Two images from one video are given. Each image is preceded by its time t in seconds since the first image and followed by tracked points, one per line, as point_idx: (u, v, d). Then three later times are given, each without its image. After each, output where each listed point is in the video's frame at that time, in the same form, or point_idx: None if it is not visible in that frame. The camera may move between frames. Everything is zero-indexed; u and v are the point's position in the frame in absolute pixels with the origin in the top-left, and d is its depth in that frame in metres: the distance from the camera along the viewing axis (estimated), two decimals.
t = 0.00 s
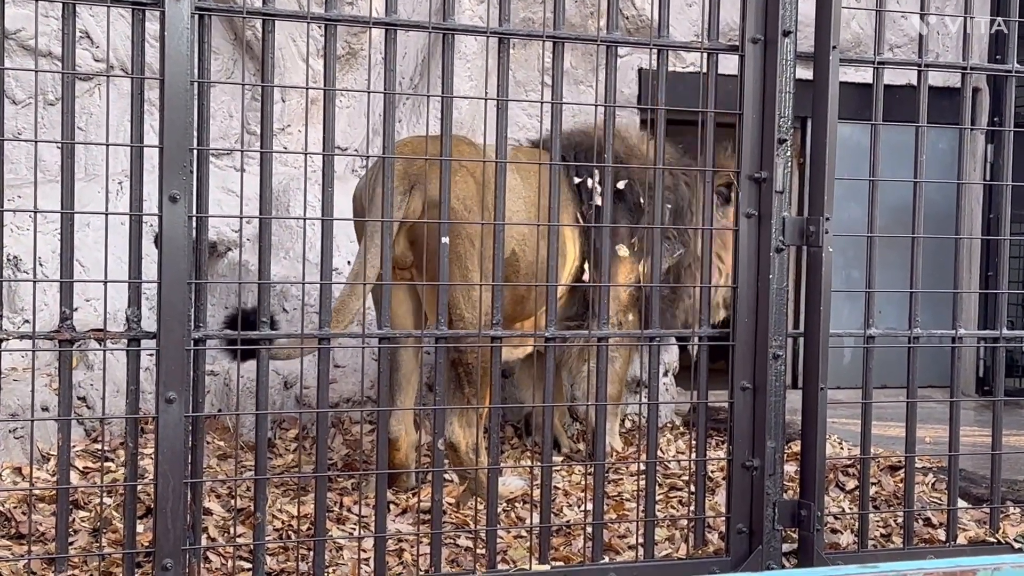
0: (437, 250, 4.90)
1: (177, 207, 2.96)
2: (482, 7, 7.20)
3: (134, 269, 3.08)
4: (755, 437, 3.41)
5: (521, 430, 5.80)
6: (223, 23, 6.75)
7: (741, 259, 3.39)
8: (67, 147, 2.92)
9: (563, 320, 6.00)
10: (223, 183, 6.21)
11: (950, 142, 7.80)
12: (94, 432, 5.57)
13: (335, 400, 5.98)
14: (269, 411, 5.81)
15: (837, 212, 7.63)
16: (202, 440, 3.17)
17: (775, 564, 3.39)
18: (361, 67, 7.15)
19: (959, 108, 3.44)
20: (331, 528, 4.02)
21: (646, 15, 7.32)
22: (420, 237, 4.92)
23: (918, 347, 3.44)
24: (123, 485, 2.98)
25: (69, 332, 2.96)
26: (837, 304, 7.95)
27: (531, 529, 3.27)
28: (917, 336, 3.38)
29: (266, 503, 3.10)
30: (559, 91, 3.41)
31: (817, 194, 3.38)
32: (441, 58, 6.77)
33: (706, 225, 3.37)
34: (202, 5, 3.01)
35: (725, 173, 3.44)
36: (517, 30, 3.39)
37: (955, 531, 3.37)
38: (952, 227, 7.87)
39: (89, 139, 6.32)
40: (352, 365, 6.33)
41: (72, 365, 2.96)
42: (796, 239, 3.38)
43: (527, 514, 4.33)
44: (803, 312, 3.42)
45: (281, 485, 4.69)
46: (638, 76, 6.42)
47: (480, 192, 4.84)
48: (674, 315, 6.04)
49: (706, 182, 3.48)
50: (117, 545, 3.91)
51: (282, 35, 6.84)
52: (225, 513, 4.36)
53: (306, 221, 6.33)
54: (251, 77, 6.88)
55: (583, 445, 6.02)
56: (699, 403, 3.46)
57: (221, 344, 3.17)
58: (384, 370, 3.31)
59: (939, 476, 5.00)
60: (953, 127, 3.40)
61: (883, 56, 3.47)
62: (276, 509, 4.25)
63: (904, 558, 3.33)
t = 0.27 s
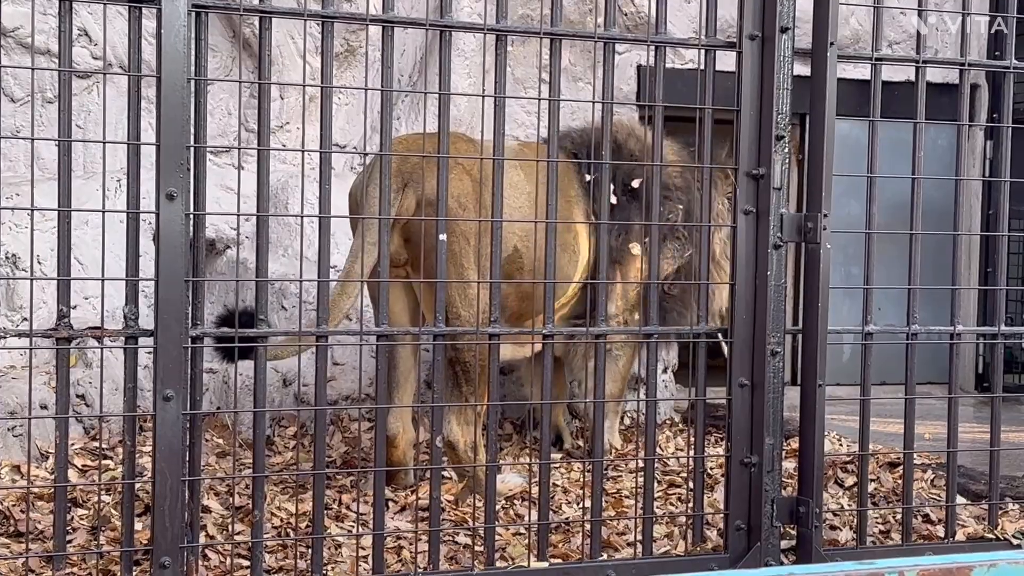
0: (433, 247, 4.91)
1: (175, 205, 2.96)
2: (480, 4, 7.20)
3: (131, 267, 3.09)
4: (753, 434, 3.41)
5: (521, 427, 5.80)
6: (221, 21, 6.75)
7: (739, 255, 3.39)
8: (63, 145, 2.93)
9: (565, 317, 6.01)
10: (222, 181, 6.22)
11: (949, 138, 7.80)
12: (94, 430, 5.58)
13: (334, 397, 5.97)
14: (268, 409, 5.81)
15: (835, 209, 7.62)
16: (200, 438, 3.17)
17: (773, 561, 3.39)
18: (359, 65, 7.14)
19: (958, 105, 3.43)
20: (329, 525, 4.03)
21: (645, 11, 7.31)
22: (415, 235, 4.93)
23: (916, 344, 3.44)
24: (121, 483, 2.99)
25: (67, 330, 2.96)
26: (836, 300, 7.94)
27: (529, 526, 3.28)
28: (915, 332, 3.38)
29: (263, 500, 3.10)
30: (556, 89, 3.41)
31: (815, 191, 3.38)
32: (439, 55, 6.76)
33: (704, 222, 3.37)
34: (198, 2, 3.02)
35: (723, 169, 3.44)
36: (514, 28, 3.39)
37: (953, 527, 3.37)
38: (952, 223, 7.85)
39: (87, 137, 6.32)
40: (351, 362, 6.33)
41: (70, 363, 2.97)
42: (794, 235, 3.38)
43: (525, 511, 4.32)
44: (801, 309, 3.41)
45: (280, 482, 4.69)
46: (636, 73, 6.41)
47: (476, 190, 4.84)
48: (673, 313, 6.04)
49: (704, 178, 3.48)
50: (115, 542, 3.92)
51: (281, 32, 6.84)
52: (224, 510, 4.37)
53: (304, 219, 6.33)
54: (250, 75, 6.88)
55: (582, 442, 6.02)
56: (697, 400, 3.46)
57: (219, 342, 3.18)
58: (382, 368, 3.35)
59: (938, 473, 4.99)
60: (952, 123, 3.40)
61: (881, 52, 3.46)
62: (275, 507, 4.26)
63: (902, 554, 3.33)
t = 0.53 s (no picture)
0: (431, 244, 4.89)
1: (172, 202, 2.96)
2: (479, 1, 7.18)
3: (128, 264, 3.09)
4: (752, 430, 3.40)
5: (520, 424, 5.79)
6: (219, 18, 6.74)
7: (737, 251, 3.39)
8: (60, 141, 2.92)
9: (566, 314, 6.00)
10: (220, 178, 6.21)
11: (949, 135, 7.78)
12: (92, 427, 5.58)
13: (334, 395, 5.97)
14: (267, 406, 5.81)
15: (834, 206, 7.62)
16: (198, 436, 3.18)
17: (772, 558, 3.39)
18: (357, 62, 7.13)
19: (957, 101, 3.43)
20: (328, 522, 4.02)
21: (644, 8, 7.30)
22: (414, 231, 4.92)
23: (916, 340, 3.43)
24: (119, 480, 2.99)
25: (64, 327, 2.96)
26: (835, 297, 7.94)
27: (527, 522, 3.28)
28: (914, 329, 3.38)
29: (261, 498, 3.10)
30: (554, 85, 3.40)
31: (813, 187, 3.38)
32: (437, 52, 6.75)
33: (702, 218, 3.37)
34: None
35: (721, 166, 3.43)
36: (512, 24, 3.39)
37: (952, 523, 3.37)
38: (951, 219, 7.84)
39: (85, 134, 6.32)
40: (350, 360, 6.33)
41: (67, 360, 2.97)
42: (793, 231, 3.37)
43: (524, 508, 4.32)
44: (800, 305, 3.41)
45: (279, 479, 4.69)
46: (635, 69, 6.40)
47: (475, 186, 4.84)
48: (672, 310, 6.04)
49: (702, 175, 3.48)
50: (114, 540, 3.92)
51: (279, 29, 6.83)
52: (222, 508, 4.36)
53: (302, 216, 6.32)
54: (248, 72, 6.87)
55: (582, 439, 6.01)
56: (696, 397, 3.46)
57: (217, 339, 3.18)
58: (381, 365, 3.37)
59: (938, 469, 4.98)
60: (951, 119, 3.39)
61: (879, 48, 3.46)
62: (273, 504, 4.25)
63: (901, 550, 3.33)
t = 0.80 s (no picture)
0: (432, 241, 4.88)
1: (170, 199, 2.96)
2: None
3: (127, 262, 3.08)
4: (751, 427, 3.40)
5: (520, 421, 5.79)
6: (217, 15, 6.72)
7: (736, 248, 3.38)
8: (58, 139, 2.92)
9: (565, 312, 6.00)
10: (219, 176, 6.20)
11: (948, 131, 7.76)
12: (91, 426, 5.57)
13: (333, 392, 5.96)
14: (266, 404, 5.80)
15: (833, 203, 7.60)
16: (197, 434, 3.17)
17: (772, 554, 3.39)
18: (356, 59, 7.11)
19: (956, 97, 3.42)
20: (328, 520, 4.02)
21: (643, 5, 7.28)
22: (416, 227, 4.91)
23: (915, 336, 3.43)
24: (117, 479, 2.99)
25: (63, 325, 2.96)
26: (835, 293, 7.93)
27: (527, 519, 3.28)
28: (914, 325, 3.37)
29: (261, 495, 3.10)
30: (553, 82, 3.40)
31: (812, 183, 3.38)
32: (436, 48, 6.73)
33: (701, 216, 3.37)
34: None
35: (720, 163, 3.43)
36: (510, 20, 3.38)
37: (953, 519, 3.36)
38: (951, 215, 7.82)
39: (84, 131, 6.31)
40: (349, 357, 6.32)
41: (65, 358, 2.96)
42: (792, 228, 3.37)
43: (524, 505, 4.32)
44: (799, 301, 3.41)
45: (278, 477, 4.68)
46: (634, 66, 6.39)
47: (476, 182, 4.83)
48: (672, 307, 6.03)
49: (701, 172, 3.47)
50: (113, 538, 3.91)
51: (278, 27, 6.82)
52: (222, 506, 4.36)
53: (301, 214, 6.32)
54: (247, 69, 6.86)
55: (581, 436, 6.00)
56: (695, 394, 3.46)
57: (216, 336, 3.18)
58: (381, 363, 3.37)
59: (938, 466, 4.97)
60: (950, 116, 3.38)
61: (879, 45, 3.45)
62: (273, 502, 4.25)
63: (901, 547, 3.33)
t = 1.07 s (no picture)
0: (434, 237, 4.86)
1: (168, 198, 2.96)
2: None
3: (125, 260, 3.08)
4: (751, 424, 3.40)
5: (519, 419, 5.79)
6: (216, 15, 6.72)
7: (736, 245, 3.38)
8: (57, 138, 2.91)
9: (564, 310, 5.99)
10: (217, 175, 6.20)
11: (947, 129, 7.76)
12: (90, 424, 5.57)
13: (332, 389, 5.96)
14: (265, 402, 5.80)
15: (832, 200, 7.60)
16: (196, 432, 3.17)
17: (771, 552, 3.39)
18: (355, 58, 7.10)
19: (955, 94, 3.41)
20: (328, 519, 4.01)
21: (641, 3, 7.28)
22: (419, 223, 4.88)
23: (914, 334, 3.43)
24: (116, 477, 2.98)
25: (62, 324, 2.95)
26: (834, 291, 7.92)
27: (526, 517, 3.27)
28: (913, 322, 3.37)
29: (260, 494, 3.10)
30: (551, 79, 3.40)
31: (811, 180, 3.37)
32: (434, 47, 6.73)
33: (700, 213, 3.36)
34: None
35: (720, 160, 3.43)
36: (509, 18, 3.38)
37: (952, 516, 3.36)
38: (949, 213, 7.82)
39: (82, 130, 6.31)
40: (348, 356, 6.32)
41: (64, 356, 2.96)
42: (791, 225, 3.37)
43: (523, 502, 4.31)
44: (798, 299, 3.41)
45: (277, 476, 4.68)
46: (633, 64, 6.39)
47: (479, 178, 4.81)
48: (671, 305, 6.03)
49: (700, 169, 3.47)
50: (112, 537, 3.91)
51: (276, 26, 6.82)
52: (221, 504, 4.36)
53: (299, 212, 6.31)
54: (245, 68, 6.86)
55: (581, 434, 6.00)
56: (694, 391, 3.46)
57: (214, 334, 3.18)
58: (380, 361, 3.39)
59: (937, 463, 4.97)
60: (949, 113, 3.38)
61: (877, 42, 3.45)
62: (272, 500, 4.24)
63: (901, 545, 3.33)
